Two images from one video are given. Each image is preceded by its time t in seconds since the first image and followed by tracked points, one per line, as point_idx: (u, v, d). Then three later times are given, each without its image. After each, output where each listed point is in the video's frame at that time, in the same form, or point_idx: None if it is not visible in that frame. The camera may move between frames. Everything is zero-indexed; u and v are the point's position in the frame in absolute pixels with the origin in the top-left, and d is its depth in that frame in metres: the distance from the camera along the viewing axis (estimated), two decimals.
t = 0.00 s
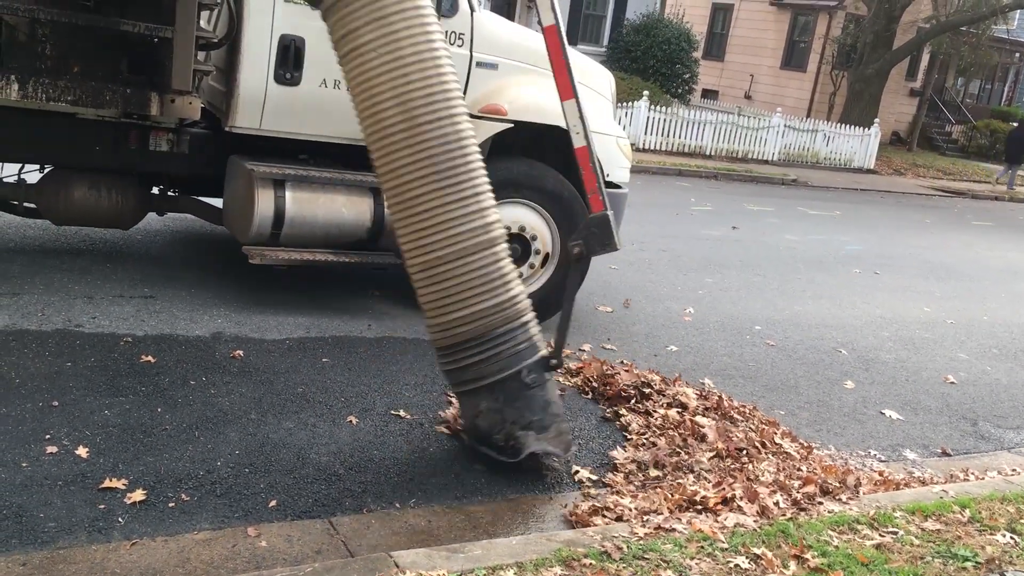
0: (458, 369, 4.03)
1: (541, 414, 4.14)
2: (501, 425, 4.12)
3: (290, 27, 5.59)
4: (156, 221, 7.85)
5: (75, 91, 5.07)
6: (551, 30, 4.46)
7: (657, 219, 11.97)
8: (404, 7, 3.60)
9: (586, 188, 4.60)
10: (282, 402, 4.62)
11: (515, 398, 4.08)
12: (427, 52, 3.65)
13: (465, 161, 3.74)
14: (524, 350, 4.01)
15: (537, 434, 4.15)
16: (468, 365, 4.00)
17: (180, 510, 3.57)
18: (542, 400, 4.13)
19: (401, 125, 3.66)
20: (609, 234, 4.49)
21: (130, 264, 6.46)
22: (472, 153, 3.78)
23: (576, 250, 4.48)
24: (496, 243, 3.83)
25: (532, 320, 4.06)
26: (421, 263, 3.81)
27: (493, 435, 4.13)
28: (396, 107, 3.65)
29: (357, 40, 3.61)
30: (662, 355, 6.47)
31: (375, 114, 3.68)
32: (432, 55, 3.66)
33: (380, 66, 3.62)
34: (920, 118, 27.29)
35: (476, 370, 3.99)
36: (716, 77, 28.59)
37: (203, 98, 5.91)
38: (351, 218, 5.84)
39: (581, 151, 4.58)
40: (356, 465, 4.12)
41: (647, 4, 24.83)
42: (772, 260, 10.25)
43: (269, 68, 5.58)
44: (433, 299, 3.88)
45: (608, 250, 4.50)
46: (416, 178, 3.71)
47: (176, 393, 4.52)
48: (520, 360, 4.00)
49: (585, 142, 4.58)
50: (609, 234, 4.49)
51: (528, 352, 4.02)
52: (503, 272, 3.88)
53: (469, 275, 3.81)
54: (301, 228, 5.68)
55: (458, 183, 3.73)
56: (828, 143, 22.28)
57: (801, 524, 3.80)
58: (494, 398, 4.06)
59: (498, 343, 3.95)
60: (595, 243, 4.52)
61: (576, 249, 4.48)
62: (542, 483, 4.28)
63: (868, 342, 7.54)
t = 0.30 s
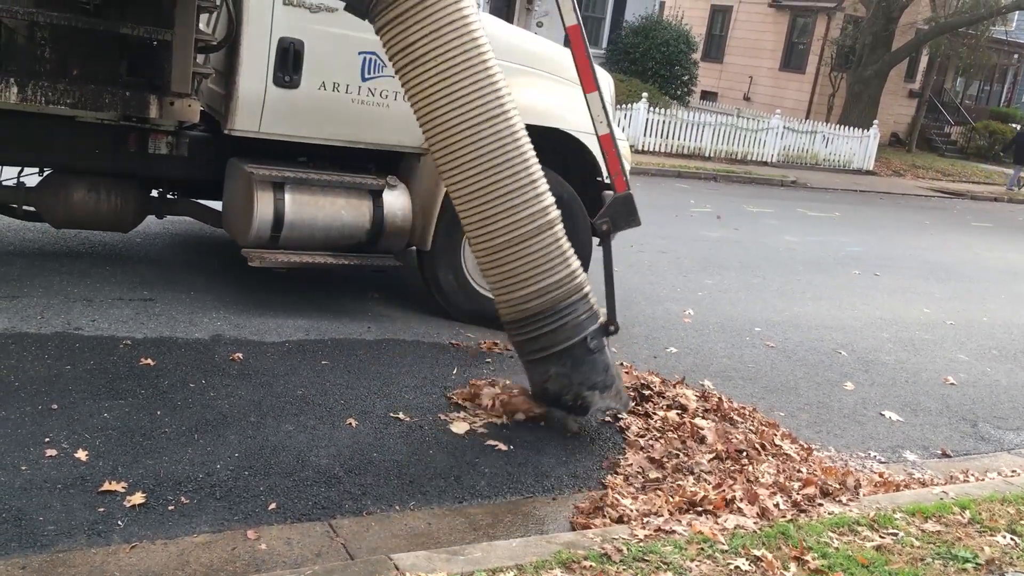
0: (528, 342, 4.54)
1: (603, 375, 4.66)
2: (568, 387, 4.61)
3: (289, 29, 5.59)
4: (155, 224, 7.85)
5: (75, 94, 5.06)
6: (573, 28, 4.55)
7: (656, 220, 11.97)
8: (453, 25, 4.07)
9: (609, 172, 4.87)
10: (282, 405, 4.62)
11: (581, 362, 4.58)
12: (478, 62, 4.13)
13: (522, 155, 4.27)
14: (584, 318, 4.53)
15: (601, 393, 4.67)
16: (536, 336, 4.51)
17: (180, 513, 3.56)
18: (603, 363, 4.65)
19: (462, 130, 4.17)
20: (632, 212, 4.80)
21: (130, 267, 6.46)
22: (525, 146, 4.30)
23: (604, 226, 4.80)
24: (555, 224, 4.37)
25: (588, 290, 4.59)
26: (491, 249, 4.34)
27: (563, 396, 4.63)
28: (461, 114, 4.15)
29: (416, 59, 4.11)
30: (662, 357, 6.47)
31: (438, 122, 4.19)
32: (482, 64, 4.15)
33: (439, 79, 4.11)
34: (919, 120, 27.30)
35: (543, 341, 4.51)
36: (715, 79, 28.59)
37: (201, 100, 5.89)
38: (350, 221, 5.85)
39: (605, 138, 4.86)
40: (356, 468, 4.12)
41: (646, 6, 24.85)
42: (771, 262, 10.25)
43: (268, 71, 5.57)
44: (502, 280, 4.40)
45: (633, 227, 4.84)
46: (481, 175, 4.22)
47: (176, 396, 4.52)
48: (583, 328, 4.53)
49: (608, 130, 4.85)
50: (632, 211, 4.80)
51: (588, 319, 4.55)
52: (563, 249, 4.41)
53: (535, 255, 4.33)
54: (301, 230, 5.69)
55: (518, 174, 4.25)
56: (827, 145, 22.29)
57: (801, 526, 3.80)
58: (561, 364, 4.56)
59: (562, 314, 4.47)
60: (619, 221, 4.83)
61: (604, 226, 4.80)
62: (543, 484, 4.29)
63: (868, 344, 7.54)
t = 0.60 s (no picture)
0: (512, 345, 4.59)
1: (589, 377, 4.71)
2: (555, 391, 4.66)
3: (286, 30, 5.59)
4: (152, 224, 7.85)
5: (71, 94, 5.06)
6: (569, 32, 4.63)
7: (654, 220, 11.98)
8: (444, 32, 4.10)
9: (603, 175, 4.83)
10: (279, 405, 4.62)
11: (567, 364, 4.64)
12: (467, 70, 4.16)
13: (509, 162, 4.30)
14: (569, 323, 4.58)
15: (588, 395, 4.72)
16: (520, 340, 4.55)
17: (177, 513, 3.56)
18: (588, 365, 4.70)
19: (450, 136, 4.19)
20: (624, 215, 4.85)
21: (127, 268, 6.46)
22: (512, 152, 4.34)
23: (596, 230, 4.86)
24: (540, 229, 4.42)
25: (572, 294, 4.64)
26: (476, 254, 4.37)
27: (550, 400, 4.67)
28: (449, 120, 4.17)
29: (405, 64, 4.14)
30: (660, 357, 6.48)
31: (425, 127, 4.21)
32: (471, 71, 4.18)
33: (428, 85, 4.14)
34: (916, 119, 27.34)
35: (529, 346, 4.55)
36: (713, 79, 28.61)
37: (198, 101, 5.89)
38: (347, 221, 5.84)
39: (599, 142, 4.83)
40: (353, 468, 4.12)
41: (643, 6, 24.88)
42: (769, 261, 10.27)
43: (265, 72, 5.57)
44: (487, 284, 4.44)
45: (624, 230, 4.88)
46: (468, 181, 4.25)
47: (173, 396, 4.52)
48: (567, 332, 4.58)
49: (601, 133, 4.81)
50: (623, 214, 4.86)
51: (573, 324, 4.60)
52: (548, 254, 4.46)
53: (520, 260, 4.38)
54: (298, 231, 5.69)
55: (505, 180, 4.28)
56: (824, 144, 22.32)
57: (798, 526, 3.80)
58: (549, 367, 4.62)
59: (546, 319, 4.52)
60: (611, 223, 4.87)
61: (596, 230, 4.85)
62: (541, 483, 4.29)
63: (865, 343, 7.55)
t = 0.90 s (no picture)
0: (464, 356, 4.36)
1: (546, 395, 4.46)
2: (509, 407, 4.43)
3: (283, 30, 5.58)
4: (149, 224, 7.84)
5: (68, 94, 5.05)
6: (559, 33, 4.57)
7: (651, 220, 12.00)
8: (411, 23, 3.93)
9: (594, 182, 4.87)
10: (276, 405, 4.62)
11: (522, 379, 4.40)
12: (433, 65, 3.98)
13: (470, 164, 4.09)
14: (529, 338, 4.35)
15: (545, 413, 4.46)
16: (473, 351, 4.32)
17: (173, 513, 3.56)
18: (546, 381, 4.45)
19: (410, 132, 4.00)
20: (615, 227, 4.69)
21: (123, 268, 6.45)
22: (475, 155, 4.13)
23: (585, 242, 4.64)
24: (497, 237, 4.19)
25: (532, 309, 4.40)
26: (428, 258, 4.16)
27: (502, 417, 4.44)
28: (409, 115, 3.99)
29: (368, 55, 3.96)
30: (656, 357, 6.48)
31: (385, 121, 4.03)
32: (437, 67, 3.99)
33: (391, 76, 3.96)
34: (913, 120, 27.38)
35: (483, 357, 4.32)
36: (710, 80, 28.64)
37: (196, 100, 5.89)
38: (345, 221, 5.84)
39: (589, 147, 4.84)
40: (349, 468, 4.12)
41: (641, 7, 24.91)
42: (766, 262, 10.28)
43: (263, 72, 5.58)
44: (439, 290, 4.22)
45: (614, 244, 4.69)
46: (425, 179, 4.04)
47: (169, 396, 4.51)
48: (523, 345, 4.33)
49: (593, 139, 4.83)
50: (615, 225, 4.68)
51: (532, 339, 4.36)
52: (504, 264, 4.23)
53: (473, 267, 4.15)
54: (295, 231, 5.68)
55: (463, 182, 4.07)
56: (821, 145, 22.34)
57: (794, 526, 3.81)
58: (501, 381, 4.38)
59: (502, 331, 4.28)
60: (603, 235, 4.70)
61: (585, 242, 4.64)
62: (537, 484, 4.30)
63: (862, 344, 7.56)
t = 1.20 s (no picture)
0: (471, 369, 4.25)
1: (552, 414, 4.30)
2: (513, 425, 4.29)
3: (282, 29, 5.58)
4: (148, 224, 7.84)
5: (67, 94, 5.04)
6: (550, 31, 4.49)
7: (651, 220, 12.02)
8: (409, 26, 3.92)
9: (586, 184, 4.61)
10: (275, 405, 4.61)
11: (525, 396, 4.27)
12: (433, 68, 3.95)
13: (473, 169, 4.03)
14: (537, 350, 4.22)
15: (550, 433, 4.30)
16: (479, 363, 4.21)
17: (172, 513, 3.56)
18: (553, 400, 4.30)
19: (410, 136, 3.97)
20: (609, 232, 4.53)
21: (122, 268, 6.44)
22: (478, 160, 4.06)
23: (578, 246, 4.53)
24: (502, 244, 4.09)
25: (541, 321, 4.28)
26: (431, 266, 4.10)
27: (505, 435, 4.30)
28: (409, 120, 3.96)
29: (368, 60, 3.97)
30: (655, 357, 6.48)
31: (386, 127, 4.01)
32: (437, 70, 3.96)
33: (390, 81, 3.95)
34: (911, 120, 27.41)
35: (488, 370, 4.21)
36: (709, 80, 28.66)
37: (194, 100, 5.89)
38: (344, 221, 5.84)
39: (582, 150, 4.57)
40: (348, 469, 4.12)
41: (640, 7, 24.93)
42: (764, 262, 10.29)
43: (261, 72, 5.58)
44: (443, 299, 4.14)
45: (610, 249, 4.54)
46: (425, 184, 4.00)
47: (168, 396, 4.51)
48: (530, 359, 4.21)
49: (585, 141, 4.57)
50: (609, 230, 4.54)
51: (540, 352, 4.24)
52: (510, 272, 4.12)
53: (476, 275, 4.06)
54: (294, 231, 5.68)
55: (465, 187, 4.01)
56: (820, 145, 22.35)
57: (793, 526, 3.81)
58: (504, 398, 4.27)
59: (508, 343, 4.17)
60: (596, 242, 4.55)
61: (578, 246, 4.53)
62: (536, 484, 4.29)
63: (861, 344, 7.57)
